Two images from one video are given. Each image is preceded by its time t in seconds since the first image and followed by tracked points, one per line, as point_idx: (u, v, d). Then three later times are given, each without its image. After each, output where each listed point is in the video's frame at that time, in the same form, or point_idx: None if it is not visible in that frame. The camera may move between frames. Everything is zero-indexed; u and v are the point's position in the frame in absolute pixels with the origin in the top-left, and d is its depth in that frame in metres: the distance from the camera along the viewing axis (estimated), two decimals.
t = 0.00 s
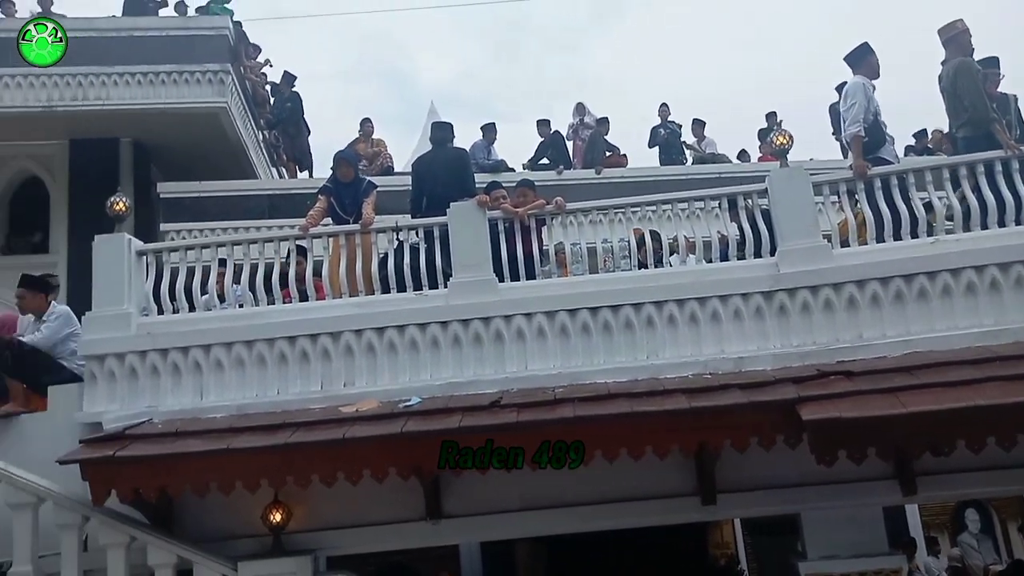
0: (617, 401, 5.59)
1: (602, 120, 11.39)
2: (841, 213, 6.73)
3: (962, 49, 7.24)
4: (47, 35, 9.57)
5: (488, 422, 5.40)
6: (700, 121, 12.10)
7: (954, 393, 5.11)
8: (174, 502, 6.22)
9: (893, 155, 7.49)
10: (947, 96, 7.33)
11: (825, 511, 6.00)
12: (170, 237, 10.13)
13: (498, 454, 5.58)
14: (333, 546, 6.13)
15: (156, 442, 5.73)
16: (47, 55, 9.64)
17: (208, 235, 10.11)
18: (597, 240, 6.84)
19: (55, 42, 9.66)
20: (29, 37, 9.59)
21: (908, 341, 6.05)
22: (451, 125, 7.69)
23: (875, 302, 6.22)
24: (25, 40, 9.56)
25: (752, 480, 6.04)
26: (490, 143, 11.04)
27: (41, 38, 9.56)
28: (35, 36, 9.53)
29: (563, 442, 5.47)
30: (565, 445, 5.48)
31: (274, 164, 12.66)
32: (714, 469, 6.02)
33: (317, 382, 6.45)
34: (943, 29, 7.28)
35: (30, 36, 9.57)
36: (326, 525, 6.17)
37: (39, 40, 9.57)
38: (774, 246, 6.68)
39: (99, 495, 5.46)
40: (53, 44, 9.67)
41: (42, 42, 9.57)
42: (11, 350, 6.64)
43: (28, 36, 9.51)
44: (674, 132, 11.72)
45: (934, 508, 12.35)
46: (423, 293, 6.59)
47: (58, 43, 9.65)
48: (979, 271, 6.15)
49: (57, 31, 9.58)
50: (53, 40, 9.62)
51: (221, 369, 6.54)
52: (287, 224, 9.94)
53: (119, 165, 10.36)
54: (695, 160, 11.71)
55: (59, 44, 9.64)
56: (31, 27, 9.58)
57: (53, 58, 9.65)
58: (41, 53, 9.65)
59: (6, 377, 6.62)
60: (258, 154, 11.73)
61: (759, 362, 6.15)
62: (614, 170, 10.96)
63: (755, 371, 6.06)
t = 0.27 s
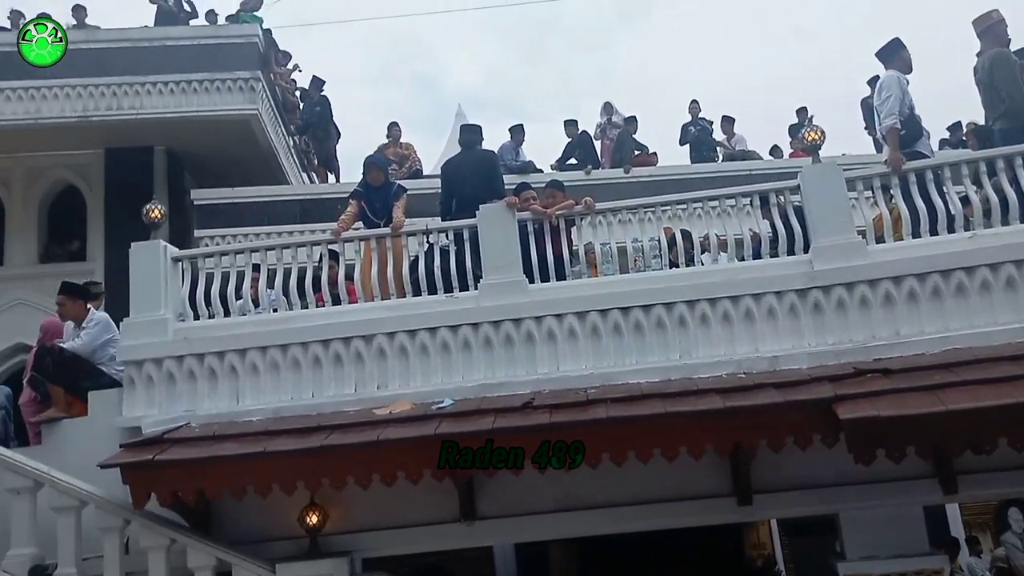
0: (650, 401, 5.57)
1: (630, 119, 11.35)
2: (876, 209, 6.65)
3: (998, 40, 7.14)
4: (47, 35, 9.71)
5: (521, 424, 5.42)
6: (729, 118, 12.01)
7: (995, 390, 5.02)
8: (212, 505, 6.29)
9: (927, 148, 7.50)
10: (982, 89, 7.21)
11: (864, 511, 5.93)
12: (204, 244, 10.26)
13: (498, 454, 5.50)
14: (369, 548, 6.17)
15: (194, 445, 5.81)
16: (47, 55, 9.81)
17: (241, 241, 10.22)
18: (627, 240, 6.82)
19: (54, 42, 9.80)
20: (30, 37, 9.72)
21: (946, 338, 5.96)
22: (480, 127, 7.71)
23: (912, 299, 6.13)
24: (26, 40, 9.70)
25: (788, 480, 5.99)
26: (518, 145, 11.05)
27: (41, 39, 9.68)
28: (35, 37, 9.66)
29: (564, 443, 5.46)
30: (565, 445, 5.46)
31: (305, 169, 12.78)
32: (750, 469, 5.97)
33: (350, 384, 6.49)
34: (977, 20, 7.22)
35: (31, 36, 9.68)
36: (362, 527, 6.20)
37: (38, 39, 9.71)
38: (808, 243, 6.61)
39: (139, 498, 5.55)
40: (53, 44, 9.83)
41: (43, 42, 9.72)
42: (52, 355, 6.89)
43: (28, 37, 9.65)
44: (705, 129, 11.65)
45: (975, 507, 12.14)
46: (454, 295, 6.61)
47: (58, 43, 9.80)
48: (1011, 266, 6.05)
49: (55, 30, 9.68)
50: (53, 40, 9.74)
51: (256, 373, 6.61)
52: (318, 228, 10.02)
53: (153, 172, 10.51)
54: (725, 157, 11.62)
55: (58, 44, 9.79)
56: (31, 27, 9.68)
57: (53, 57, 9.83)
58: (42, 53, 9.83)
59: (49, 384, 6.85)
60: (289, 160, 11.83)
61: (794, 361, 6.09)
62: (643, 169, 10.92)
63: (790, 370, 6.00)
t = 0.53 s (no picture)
0: (695, 405, 5.53)
1: (669, 121, 11.29)
2: (923, 206, 6.52)
3: None
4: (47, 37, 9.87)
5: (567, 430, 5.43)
6: (770, 116, 11.87)
7: None
8: (262, 513, 6.38)
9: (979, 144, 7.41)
10: None
11: (917, 515, 5.81)
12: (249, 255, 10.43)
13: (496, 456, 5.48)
14: (415, 554, 6.21)
15: (244, 455, 5.90)
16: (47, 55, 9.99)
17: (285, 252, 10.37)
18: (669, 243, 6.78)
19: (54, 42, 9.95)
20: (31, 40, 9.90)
21: (999, 337, 5.82)
22: (519, 134, 7.78)
23: (962, 297, 6.00)
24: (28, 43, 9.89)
25: (838, 483, 5.90)
26: (557, 149, 11.05)
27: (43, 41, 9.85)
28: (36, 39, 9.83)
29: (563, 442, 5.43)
30: (565, 444, 5.43)
31: (346, 180, 12.93)
32: (798, 473, 5.89)
33: (395, 392, 6.55)
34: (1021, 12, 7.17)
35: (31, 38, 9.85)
36: (408, 534, 6.24)
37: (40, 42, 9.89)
38: (853, 242, 6.51)
39: (191, 506, 5.65)
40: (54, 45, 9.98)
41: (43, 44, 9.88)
42: (105, 368, 7.00)
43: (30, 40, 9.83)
44: (747, 128, 11.54)
45: None
46: (495, 302, 6.64)
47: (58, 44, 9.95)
48: None
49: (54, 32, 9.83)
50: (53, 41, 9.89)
51: (303, 382, 6.69)
52: (360, 238, 10.13)
53: (199, 187, 10.71)
54: (766, 156, 11.50)
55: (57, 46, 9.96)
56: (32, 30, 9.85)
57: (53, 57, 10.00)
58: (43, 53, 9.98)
59: (102, 396, 6.97)
60: (330, 171, 11.98)
61: (841, 362, 6.00)
62: (682, 171, 10.84)
63: (838, 372, 5.91)
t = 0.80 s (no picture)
0: (729, 409, 5.49)
1: (698, 122, 11.23)
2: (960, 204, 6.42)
3: None
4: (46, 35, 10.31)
5: (600, 434, 5.42)
6: (801, 116, 11.76)
7: None
8: (297, 519, 6.44)
9: None
10: None
11: (958, 519, 5.71)
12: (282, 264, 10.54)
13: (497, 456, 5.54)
14: (450, 560, 6.23)
15: (279, 461, 5.96)
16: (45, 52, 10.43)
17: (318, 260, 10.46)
18: (700, 245, 6.74)
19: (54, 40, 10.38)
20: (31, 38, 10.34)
21: None
22: (549, 140, 7.82)
23: (1002, 296, 5.89)
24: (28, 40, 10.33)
25: (876, 487, 5.82)
26: (585, 153, 11.04)
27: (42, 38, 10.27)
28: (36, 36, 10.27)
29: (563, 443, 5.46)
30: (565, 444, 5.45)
31: (377, 188, 13.02)
32: (835, 477, 5.82)
33: (428, 398, 6.58)
34: None
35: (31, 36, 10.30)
36: (442, 540, 6.26)
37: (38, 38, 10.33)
38: (889, 242, 6.42)
39: (228, 513, 5.72)
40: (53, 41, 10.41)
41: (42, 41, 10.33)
42: (144, 377, 7.10)
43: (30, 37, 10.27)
44: (780, 128, 11.45)
45: None
46: (526, 307, 6.64)
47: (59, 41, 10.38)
48: None
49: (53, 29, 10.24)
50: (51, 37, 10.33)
51: (336, 389, 6.75)
52: (391, 245, 10.19)
53: (233, 197, 10.85)
54: (798, 156, 11.39)
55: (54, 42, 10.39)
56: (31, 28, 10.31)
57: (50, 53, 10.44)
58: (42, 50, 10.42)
59: (141, 405, 7.11)
60: (361, 179, 12.08)
61: (878, 364, 5.91)
62: (713, 172, 10.77)
63: (875, 374, 5.83)
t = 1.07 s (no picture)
0: (753, 414, 5.45)
1: (719, 126, 11.19)
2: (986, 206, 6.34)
3: None
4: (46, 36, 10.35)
5: (623, 440, 5.41)
6: (824, 119, 11.69)
7: None
8: (321, 524, 6.47)
9: None
10: None
11: (987, 526, 5.64)
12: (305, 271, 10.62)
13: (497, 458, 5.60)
14: (472, 566, 6.23)
15: (303, 466, 6.00)
16: (46, 55, 10.49)
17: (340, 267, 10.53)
18: (722, 250, 6.72)
19: (53, 42, 10.41)
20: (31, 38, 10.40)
21: None
22: (571, 146, 7.79)
23: None
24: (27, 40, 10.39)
25: (903, 493, 5.76)
26: (606, 158, 11.03)
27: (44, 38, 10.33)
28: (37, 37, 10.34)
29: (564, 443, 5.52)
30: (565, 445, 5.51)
31: (398, 195, 13.09)
32: (861, 483, 5.76)
33: (450, 404, 6.59)
34: None
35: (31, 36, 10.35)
36: (465, 545, 6.26)
37: (38, 40, 10.40)
38: (914, 246, 6.36)
39: (253, 518, 5.76)
40: (53, 44, 10.45)
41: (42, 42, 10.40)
42: (170, 383, 7.13)
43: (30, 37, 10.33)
44: (803, 131, 11.39)
45: None
46: (547, 312, 6.65)
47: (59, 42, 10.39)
48: None
49: (53, 31, 10.24)
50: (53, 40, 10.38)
51: (359, 395, 6.78)
52: (413, 251, 10.23)
53: (257, 205, 10.94)
54: (821, 159, 11.32)
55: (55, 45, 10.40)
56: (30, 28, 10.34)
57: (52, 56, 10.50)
58: (41, 52, 10.49)
59: (167, 410, 7.17)
60: (383, 186, 12.14)
61: (905, 369, 5.86)
62: (734, 176, 10.72)
63: (901, 379, 5.77)
